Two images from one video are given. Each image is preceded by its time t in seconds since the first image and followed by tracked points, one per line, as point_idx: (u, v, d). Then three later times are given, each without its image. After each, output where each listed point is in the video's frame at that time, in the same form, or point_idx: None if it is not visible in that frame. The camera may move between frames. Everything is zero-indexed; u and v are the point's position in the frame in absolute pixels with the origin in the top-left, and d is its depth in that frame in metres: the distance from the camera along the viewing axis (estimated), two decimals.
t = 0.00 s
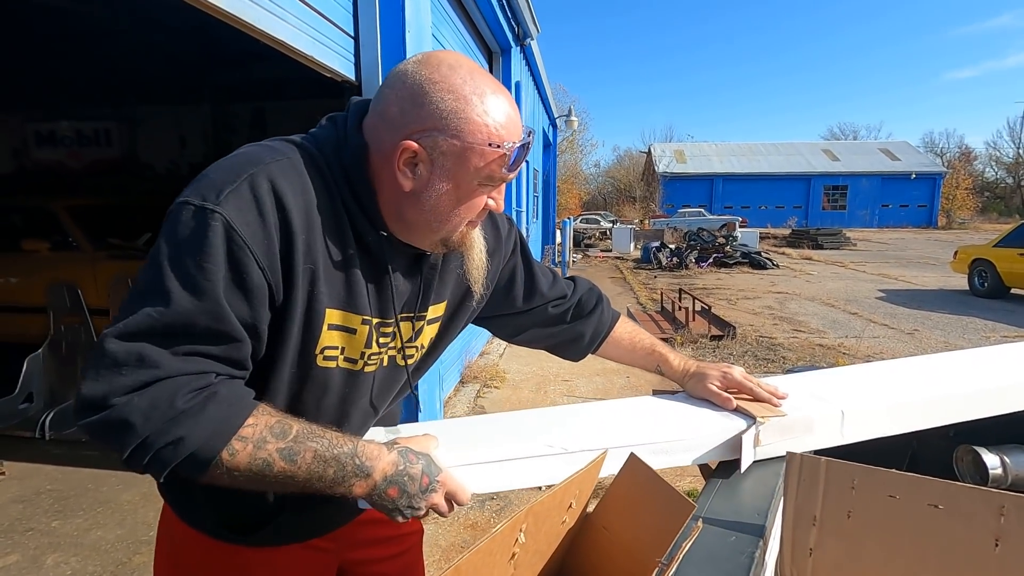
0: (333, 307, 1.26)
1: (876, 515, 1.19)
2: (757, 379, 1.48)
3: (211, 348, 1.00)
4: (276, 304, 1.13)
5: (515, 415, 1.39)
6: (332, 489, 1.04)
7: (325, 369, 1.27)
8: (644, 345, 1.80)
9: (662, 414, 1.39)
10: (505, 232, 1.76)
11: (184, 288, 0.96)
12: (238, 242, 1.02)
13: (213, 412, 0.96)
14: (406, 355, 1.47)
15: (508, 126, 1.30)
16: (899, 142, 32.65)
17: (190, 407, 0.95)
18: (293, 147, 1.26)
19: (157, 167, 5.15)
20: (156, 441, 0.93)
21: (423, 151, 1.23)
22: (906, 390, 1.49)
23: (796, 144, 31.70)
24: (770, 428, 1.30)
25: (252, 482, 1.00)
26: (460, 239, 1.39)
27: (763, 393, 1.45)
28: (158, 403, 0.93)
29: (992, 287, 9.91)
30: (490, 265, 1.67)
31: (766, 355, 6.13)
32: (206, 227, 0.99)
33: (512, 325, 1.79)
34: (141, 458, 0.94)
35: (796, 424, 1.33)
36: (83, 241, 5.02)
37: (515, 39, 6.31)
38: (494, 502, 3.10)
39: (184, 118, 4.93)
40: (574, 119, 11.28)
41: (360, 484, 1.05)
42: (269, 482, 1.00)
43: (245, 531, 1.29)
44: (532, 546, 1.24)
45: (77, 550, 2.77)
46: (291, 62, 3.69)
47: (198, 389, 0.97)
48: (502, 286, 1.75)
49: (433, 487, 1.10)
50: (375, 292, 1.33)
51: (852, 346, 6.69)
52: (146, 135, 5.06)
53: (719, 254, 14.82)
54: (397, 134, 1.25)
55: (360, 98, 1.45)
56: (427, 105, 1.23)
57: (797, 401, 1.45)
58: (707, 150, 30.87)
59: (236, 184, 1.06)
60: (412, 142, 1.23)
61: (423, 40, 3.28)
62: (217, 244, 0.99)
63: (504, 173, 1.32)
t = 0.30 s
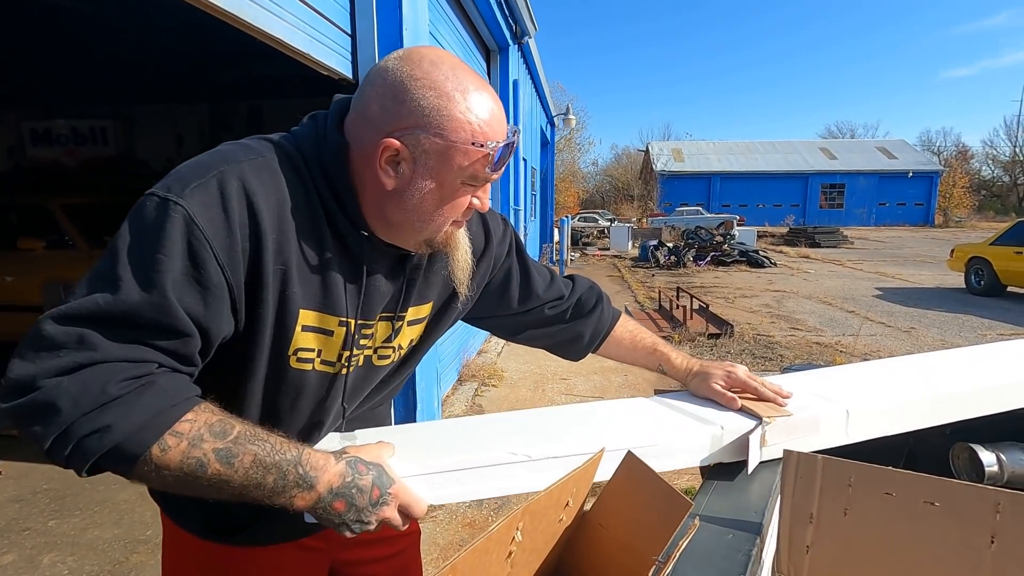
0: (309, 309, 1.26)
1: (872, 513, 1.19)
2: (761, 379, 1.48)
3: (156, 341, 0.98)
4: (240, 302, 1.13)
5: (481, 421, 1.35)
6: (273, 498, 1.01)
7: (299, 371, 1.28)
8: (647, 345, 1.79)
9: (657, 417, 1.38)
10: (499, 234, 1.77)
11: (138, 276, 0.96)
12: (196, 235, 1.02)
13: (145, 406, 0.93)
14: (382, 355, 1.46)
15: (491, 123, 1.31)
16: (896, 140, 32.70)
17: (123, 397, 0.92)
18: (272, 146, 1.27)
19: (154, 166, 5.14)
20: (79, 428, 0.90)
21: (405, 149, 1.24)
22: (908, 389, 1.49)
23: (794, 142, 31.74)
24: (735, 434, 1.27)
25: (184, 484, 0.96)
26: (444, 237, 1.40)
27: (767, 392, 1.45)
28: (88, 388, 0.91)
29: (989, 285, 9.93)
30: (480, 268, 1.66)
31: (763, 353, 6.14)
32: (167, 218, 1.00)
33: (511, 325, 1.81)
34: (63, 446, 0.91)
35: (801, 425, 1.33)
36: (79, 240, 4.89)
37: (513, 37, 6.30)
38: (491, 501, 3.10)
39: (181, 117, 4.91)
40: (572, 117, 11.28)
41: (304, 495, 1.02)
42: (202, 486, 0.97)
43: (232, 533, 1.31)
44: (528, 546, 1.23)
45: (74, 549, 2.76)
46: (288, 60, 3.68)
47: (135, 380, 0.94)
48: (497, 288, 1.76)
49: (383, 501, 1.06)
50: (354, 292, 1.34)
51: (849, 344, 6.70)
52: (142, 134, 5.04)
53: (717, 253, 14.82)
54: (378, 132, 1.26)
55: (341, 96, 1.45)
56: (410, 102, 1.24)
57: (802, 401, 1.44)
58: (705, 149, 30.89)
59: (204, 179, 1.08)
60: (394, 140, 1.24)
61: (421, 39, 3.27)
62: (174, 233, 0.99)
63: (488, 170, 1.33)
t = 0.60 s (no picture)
0: (291, 299, 1.26)
1: (869, 511, 1.20)
2: (752, 380, 1.48)
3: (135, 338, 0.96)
4: (221, 295, 1.12)
5: (464, 428, 1.34)
6: (242, 519, 0.98)
7: (283, 361, 1.27)
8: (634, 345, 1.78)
9: (650, 424, 1.36)
10: (485, 226, 1.79)
11: (116, 268, 0.95)
12: (174, 226, 1.01)
13: (119, 406, 0.90)
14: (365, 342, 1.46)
15: (467, 101, 1.31)
16: (894, 138, 32.78)
17: (97, 395, 0.89)
18: (247, 139, 1.27)
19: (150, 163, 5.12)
20: (47, 427, 0.86)
21: (379, 126, 1.24)
22: (905, 389, 1.48)
23: (792, 141, 31.77)
24: (724, 441, 1.25)
25: (149, 499, 0.93)
26: (423, 221, 1.40)
27: (758, 394, 1.45)
28: (60, 383, 0.87)
29: (985, 283, 9.97)
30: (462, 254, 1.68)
31: (761, 351, 6.15)
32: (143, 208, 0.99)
33: (498, 320, 1.81)
34: (27, 448, 0.87)
35: (801, 426, 1.33)
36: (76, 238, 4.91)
37: (511, 35, 6.29)
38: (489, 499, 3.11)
39: (178, 115, 4.89)
40: (571, 115, 11.27)
41: (275, 518, 0.99)
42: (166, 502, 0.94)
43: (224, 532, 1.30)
44: (525, 545, 1.19)
45: (71, 549, 2.75)
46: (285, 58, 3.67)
47: (110, 377, 0.91)
48: (483, 281, 1.78)
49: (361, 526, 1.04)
50: (336, 282, 1.34)
51: (846, 342, 6.72)
52: (139, 132, 5.03)
53: (715, 251, 14.82)
54: (352, 111, 1.27)
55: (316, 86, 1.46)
56: (382, 77, 1.25)
57: (797, 403, 1.43)
58: (703, 147, 30.90)
59: (180, 172, 1.08)
60: (367, 116, 1.24)
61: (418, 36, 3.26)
62: (152, 225, 0.98)
63: (463, 147, 1.32)
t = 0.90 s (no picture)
0: (304, 286, 1.27)
1: (864, 508, 1.20)
2: (743, 381, 1.48)
3: (248, 342, 1.00)
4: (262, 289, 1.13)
5: (543, 429, 1.39)
6: (412, 520, 1.04)
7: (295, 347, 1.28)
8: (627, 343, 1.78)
9: (645, 426, 1.37)
10: (472, 208, 1.80)
11: (202, 288, 0.97)
12: (210, 233, 1.00)
13: (274, 411, 0.96)
14: (367, 324, 1.46)
15: (452, 75, 1.32)
16: (891, 136, 32.83)
17: (262, 410, 0.95)
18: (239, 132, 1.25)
19: (146, 161, 5.11)
20: (240, 459, 0.93)
21: (364, 97, 1.24)
22: (897, 388, 1.49)
23: (789, 139, 31.79)
24: (714, 443, 1.25)
25: (337, 512, 1.00)
26: (410, 198, 1.39)
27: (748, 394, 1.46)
28: (228, 415, 0.92)
29: (982, 281, 9.99)
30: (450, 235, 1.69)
31: (758, 349, 6.17)
32: (179, 226, 0.98)
33: (488, 305, 1.81)
34: (228, 486, 0.94)
35: (792, 426, 1.33)
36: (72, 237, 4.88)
37: (509, 33, 6.28)
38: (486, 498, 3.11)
39: (175, 113, 4.88)
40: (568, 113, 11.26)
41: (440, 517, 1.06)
42: (349, 509, 1.00)
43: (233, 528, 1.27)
44: (519, 542, 1.18)
45: (67, 548, 2.74)
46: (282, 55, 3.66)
47: (252, 388, 0.96)
48: (470, 265, 1.79)
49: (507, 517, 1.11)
50: (339, 266, 1.35)
51: (843, 340, 6.73)
52: (135, 130, 5.01)
53: (712, 249, 14.83)
54: (337, 85, 1.27)
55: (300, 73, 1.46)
56: (364, 49, 1.25)
57: (788, 403, 1.43)
58: (700, 145, 30.90)
59: (190, 178, 1.05)
60: (352, 88, 1.24)
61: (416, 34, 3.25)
62: (197, 239, 0.98)
63: (448, 119, 1.32)
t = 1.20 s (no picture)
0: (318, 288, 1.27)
1: (867, 506, 1.20)
2: (751, 379, 1.46)
3: (254, 337, 0.99)
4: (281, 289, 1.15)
5: (556, 419, 1.40)
6: (411, 505, 1.05)
7: (307, 349, 1.29)
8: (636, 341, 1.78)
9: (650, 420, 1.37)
10: (484, 213, 1.80)
11: (213, 280, 0.97)
12: (236, 229, 1.01)
13: (274, 406, 0.95)
14: (381, 328, 1.47)
15: (474, 87, 1.32)
16: (892, 135, 32.78)
17: (260, 404, 0.94)
18: (265, 131, 1.26)
19: (147, 160, 5.11)
20: (234, 451, 0.90)
21: (387, 110, 1.25)
22: (903, 388, 1.48)
23: (791, 138, 31.74)
24: (716, 441, 1.26)
25: (334, 503, 1.00)
26: (427, 207, 1.40)
27: (757, 392, 1.43)
28: (226, 407, 0.90)
29: (984, 279, 9.98)
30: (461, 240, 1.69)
31: (760, 348, 6.16)
32: (206, 217, 0.99)
33: (501, 307, 1.81)
34: (219, 482, 0.91)
35: (795, 425, 1.33)
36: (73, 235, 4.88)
37: (510, 31, 6.27)
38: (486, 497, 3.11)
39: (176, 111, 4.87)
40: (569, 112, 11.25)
41: (440, 502, 1.07)
42: (344, 499, 1.00)
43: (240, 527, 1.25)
44: (522, 539, 1.17)
45: (69, 546, 2.75)
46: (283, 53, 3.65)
47: (253, 382, 0.95)
48: (483, 268, 1.79)
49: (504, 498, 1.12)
50: (351, 270, 1.36)
51: (844, 339, 6.72)
52: (136, 128, 5.01)
53: (713, 248, 14.82)
54: (361, 95, 1.27)
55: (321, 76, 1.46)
56: (389, 61, 1.25)
57: (795, 402, 1.43)
58: (702, 144, 30.85)
59: (221, 175, 1.06)
60: (375, 99, 1.25)
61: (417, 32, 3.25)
62: (222, 234, 0.99)
63: (469, 132, 1.32)
